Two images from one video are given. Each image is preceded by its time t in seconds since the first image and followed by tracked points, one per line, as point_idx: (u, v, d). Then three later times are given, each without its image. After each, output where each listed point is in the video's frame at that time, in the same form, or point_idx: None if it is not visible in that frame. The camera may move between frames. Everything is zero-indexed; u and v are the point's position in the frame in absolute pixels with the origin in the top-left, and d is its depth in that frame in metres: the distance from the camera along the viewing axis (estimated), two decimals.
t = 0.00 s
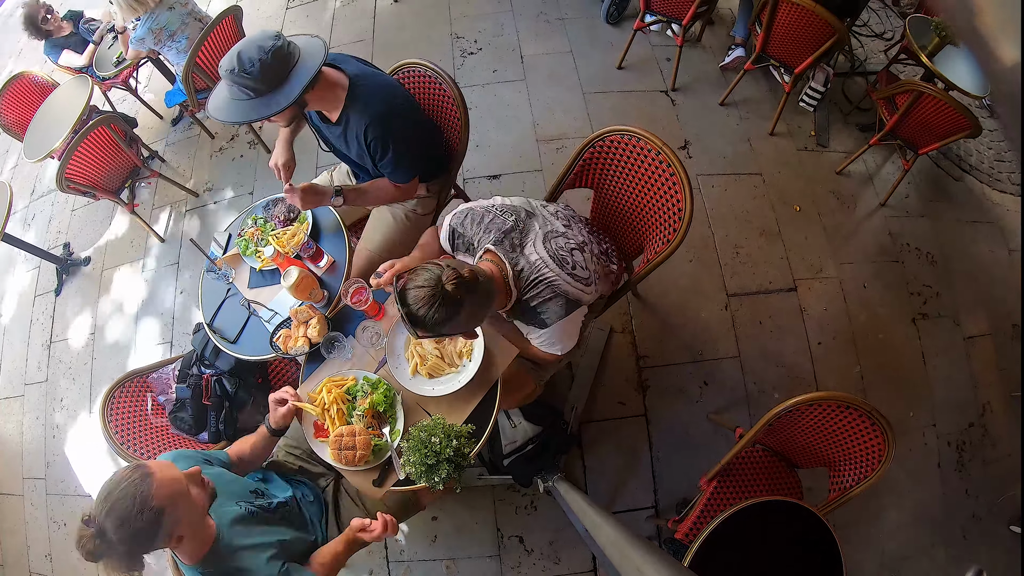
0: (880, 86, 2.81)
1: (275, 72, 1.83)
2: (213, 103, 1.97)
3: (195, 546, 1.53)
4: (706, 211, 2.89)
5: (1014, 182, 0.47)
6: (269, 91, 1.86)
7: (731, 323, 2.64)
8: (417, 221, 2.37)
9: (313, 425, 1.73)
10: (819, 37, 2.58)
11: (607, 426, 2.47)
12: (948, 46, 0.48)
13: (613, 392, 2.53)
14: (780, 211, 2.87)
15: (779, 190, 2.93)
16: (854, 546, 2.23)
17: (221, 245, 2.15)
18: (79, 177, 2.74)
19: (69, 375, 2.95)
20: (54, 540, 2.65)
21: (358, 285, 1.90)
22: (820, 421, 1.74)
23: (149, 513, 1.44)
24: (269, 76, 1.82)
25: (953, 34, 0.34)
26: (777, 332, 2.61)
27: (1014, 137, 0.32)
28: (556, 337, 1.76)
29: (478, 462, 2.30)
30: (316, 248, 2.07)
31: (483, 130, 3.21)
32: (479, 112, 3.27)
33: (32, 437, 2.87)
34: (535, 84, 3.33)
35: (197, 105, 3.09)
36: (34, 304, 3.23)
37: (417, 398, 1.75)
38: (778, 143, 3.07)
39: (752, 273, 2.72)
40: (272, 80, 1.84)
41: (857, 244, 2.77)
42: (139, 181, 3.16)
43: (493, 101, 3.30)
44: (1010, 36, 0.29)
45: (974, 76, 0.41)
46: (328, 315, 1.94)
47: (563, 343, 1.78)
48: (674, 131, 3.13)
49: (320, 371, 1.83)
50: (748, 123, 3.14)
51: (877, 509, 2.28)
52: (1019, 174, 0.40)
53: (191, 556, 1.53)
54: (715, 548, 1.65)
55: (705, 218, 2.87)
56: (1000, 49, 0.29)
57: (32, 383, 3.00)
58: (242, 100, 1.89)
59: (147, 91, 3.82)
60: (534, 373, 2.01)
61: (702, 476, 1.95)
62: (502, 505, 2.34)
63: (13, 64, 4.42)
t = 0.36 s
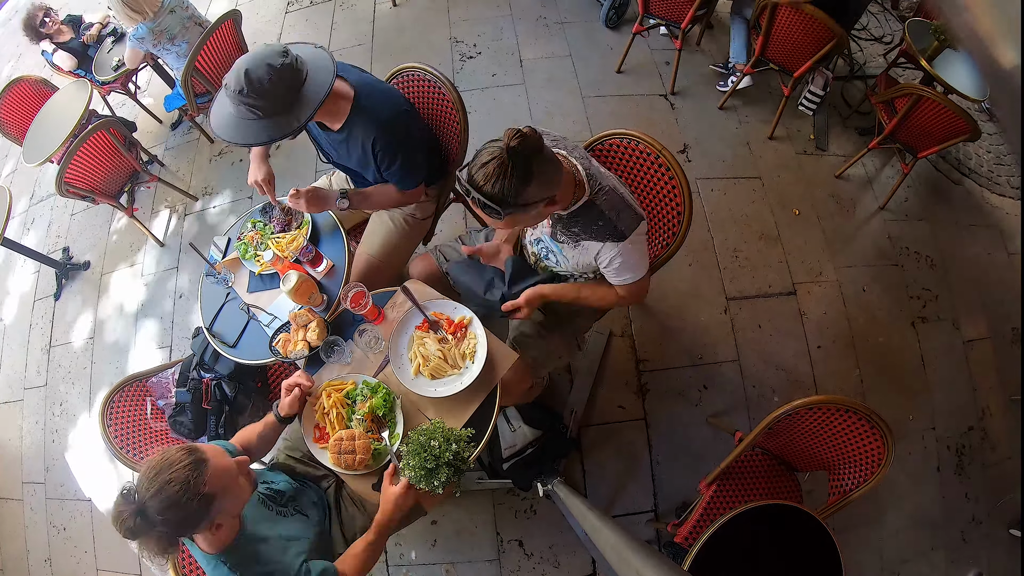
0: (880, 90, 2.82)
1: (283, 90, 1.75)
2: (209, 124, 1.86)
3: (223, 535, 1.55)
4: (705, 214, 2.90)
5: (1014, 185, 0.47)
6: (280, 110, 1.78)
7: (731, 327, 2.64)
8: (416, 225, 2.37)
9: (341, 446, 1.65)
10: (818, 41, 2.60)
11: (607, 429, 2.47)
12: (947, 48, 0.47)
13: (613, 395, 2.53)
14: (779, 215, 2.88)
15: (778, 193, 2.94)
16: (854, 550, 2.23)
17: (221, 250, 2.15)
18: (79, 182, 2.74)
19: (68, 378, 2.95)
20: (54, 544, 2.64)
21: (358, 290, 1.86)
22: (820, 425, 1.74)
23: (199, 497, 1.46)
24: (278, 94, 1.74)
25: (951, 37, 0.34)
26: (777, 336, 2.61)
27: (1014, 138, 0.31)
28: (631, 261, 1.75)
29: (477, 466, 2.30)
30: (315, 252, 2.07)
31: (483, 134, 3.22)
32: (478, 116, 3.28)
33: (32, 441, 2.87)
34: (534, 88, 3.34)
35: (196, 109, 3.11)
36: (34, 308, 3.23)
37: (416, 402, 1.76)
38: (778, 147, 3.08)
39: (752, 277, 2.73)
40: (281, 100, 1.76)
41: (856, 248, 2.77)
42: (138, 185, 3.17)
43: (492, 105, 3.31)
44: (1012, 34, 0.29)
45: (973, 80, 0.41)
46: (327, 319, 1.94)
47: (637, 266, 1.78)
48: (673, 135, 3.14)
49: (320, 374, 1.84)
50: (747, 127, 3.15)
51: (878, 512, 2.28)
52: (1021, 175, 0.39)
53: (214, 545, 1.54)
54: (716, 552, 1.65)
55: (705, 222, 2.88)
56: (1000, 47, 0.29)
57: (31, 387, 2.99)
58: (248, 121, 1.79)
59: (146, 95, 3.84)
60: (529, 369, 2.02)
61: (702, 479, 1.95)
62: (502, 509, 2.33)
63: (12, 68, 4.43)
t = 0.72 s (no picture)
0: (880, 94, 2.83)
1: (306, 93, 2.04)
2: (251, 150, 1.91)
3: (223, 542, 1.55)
4: (705, 218, 2.91)
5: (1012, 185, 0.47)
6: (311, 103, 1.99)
7: (731, 331, 2.64)
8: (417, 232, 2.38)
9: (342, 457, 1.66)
10: (818, 45, 2.61)
11: (607, 434, 2.47)
12: (945, 51, 0.47)
13: (613, 399, 2.54)
14: (779, 219, 2.89)
15: (778, 198, 2.95)
16: (855, 554, 2.22)
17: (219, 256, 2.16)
18: (79, 187, 2.76)
19: (68, 383, 2.95)
20: (53, 548, 2.64)
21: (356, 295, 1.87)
22: (820, 429, 1.74)
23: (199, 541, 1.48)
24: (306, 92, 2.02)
25: (951, 39, 0.34)
26: (777, 340, 2.61)
27: (1012, 141, 0.32)
28: (576, 326, 1.78)
29: (478, 470, 2.30)
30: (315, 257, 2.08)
31: (483, 138, 3.23)
32: (479, 120, 3.29)
33: (32, 445, 2.86)
34: (534, 93, 3.35)
35: (197, 113, 3.13)
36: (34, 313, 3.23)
37: (416, 406, 1.76)
38: (778, 152, 3.09)
39: (752, 281, 2.74)
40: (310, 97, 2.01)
41: (856, 252, 2.78)
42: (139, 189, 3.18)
43: (492, 109, 3.32)
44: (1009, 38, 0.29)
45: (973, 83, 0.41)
46: (327, 324, 1.94)
47: (581, 332, 1.81)
48: (673, 139, 3.16)
49: (320, 379, 1.83)
50: (747, 132, 3.16)
51: (877, 517, 2.28)
52: (1018, 177, 0.39)
53: None
54: (716, 557, 1.64)
55: (704, 226, 2.89)
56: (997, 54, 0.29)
57: (31, 391, 2.99)
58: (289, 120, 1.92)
59: (146, 100, 3.85)
60: (535, 380, 2.02)
61: (702, 484, 1.94)
62: (502, 514, 2.33)
63: (12, 73, 4.45)
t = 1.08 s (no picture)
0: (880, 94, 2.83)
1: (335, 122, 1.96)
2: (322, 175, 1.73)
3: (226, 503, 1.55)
4: (705, 218, 2.90)
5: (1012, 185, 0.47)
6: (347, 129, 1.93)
7: (731, 330, 2.64)
8: (417, 232, 2.38)
9: (305, 466, 1.63)
10: (817, 45, 2.61)
11: (607, 434, 2.47)
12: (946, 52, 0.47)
13: (613, 400, 2.53)
14: (780, 219, 2.89)
15: (778, 197, 2.95)
16: (855, 554, 2.22)
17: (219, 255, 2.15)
18: (79, 187, 2.76)
19: (68, 383, 2.95)
20: (53, 548, 2.64)
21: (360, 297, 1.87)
22: (820, 429, 1.74)
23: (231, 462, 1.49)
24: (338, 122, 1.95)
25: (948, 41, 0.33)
26: (777, 340, 2.61)
27: (1013, 142, 0.31)
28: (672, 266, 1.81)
29: (478, 470, 2.30)
30: (315, 257, 2.08)
31: (483, 138, 3.23)
32: (478, 120, 3.29)
33: (32, 446, 2.86)
34: (534, 92, 3.35)
35: (197, 112, 3.12)
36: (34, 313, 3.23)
37: (416, 406, 1.76)
38: (778, 151, 3.09)
39: (752, 281, 2.74)
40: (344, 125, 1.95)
41: (856, 252, 2.78)
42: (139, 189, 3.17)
43: (492, 109, 3.32)
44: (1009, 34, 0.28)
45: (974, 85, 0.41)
46: (327, 323, 1.94)
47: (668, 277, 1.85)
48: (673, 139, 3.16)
49: (320, 379, 1.83)
50: (747, 132, 3.16)
51: (877, 517, 2.28)
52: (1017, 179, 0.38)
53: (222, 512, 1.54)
54: (715, 558, 1.64)
55: (705, 226, 2.89)
56: (998, 52, 0.28)
57: (31, 391, 2.99)
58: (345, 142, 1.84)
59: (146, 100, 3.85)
60: (547, 378, 2.02)
61: (702, 484, 1.94)
62: (502, 513, 2.33)
63: (12, 74, 4.45)
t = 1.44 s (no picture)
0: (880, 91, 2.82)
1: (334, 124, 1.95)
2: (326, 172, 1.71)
3: (220, 484, 1.57)
4: (705, 215, 2.90)
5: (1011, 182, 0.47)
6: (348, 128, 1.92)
7: (731, 327, 2.64)
8: (416, 228, 2.38)
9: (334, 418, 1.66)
10: (818, 41, 2.61)
11: (607, 430, 2.47)
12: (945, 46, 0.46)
13: (613, 396, 2.53)
14: (780, 215, 2.88)
15: (778, 194, 2.94)
16: (854, 550, 2.23)
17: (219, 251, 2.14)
18: (80, 183, 2.75)
19: (68, 380, 2.95)
20: (53, 544, 2.65)
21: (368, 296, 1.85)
22: (819, 425, 1.74)
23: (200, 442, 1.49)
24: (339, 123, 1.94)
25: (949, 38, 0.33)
26: (776, 337, 2.61)
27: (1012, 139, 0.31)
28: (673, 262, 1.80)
29: (478, 467, 2.30)
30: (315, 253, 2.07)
31: (483, 134, 3.22)
32: (478, 116, 3.28)
33: (32, 443, 2.87)
34: (534, 89, 3.34)
35: (197, 109, 3.11)
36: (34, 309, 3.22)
37: (416, 402, 1.76)
38: (778, 148, 3.08)
39: (752, 278, 2.73)
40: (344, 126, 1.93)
41: (856, 248, 2.77)
42: (138, 185, 3.16)
43: (492, 105, 3.31)
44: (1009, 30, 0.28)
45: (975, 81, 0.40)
46: (326, 319, 1.94)
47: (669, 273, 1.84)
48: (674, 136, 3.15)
49: (320, 375, 1.84)
50: (747, 128, 3.15)
51: (876, 513, 2.29)
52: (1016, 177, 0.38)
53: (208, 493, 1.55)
54: (714, 554, 1.65)
55: (705, 222, 2.88)
56: (998, 48, 0.27)
57: (31, 388, 2.99)
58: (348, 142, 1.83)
59: (146, 97, 3.83)
60: (547, 375, 2.02)
61: (702, 480, 1.95)
62: (502, 510, 2.33)
63: (11, 70, 4.43)
